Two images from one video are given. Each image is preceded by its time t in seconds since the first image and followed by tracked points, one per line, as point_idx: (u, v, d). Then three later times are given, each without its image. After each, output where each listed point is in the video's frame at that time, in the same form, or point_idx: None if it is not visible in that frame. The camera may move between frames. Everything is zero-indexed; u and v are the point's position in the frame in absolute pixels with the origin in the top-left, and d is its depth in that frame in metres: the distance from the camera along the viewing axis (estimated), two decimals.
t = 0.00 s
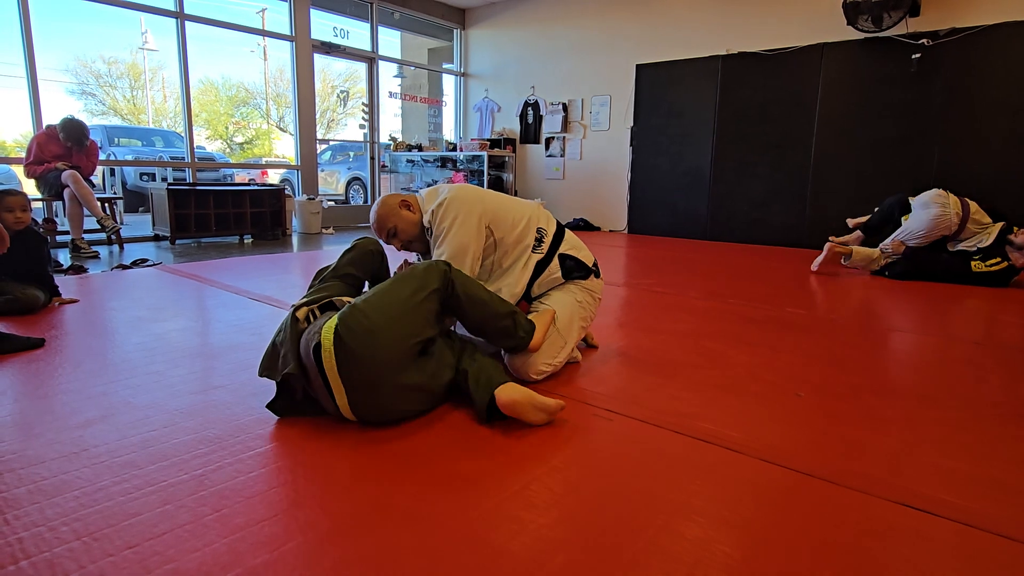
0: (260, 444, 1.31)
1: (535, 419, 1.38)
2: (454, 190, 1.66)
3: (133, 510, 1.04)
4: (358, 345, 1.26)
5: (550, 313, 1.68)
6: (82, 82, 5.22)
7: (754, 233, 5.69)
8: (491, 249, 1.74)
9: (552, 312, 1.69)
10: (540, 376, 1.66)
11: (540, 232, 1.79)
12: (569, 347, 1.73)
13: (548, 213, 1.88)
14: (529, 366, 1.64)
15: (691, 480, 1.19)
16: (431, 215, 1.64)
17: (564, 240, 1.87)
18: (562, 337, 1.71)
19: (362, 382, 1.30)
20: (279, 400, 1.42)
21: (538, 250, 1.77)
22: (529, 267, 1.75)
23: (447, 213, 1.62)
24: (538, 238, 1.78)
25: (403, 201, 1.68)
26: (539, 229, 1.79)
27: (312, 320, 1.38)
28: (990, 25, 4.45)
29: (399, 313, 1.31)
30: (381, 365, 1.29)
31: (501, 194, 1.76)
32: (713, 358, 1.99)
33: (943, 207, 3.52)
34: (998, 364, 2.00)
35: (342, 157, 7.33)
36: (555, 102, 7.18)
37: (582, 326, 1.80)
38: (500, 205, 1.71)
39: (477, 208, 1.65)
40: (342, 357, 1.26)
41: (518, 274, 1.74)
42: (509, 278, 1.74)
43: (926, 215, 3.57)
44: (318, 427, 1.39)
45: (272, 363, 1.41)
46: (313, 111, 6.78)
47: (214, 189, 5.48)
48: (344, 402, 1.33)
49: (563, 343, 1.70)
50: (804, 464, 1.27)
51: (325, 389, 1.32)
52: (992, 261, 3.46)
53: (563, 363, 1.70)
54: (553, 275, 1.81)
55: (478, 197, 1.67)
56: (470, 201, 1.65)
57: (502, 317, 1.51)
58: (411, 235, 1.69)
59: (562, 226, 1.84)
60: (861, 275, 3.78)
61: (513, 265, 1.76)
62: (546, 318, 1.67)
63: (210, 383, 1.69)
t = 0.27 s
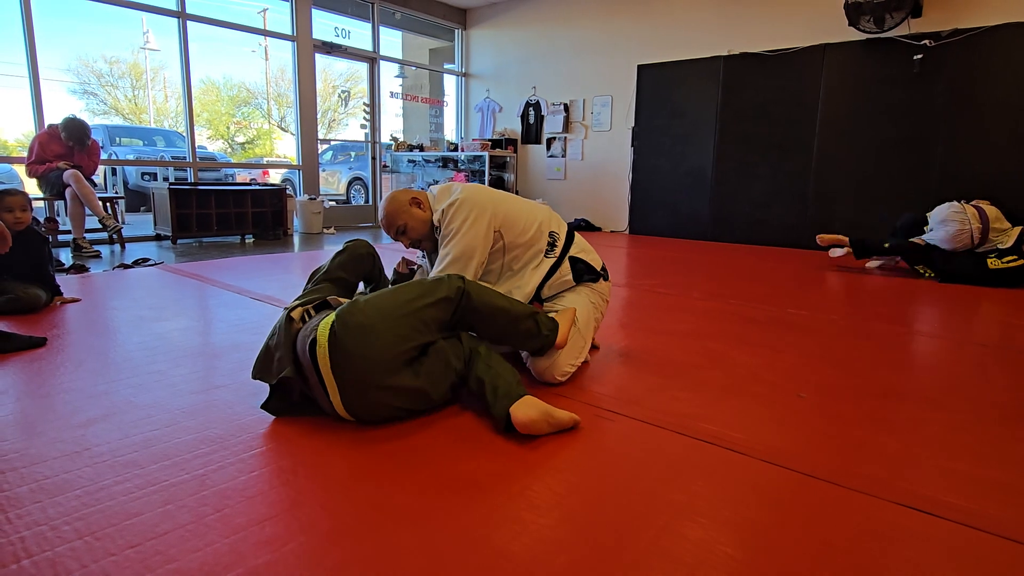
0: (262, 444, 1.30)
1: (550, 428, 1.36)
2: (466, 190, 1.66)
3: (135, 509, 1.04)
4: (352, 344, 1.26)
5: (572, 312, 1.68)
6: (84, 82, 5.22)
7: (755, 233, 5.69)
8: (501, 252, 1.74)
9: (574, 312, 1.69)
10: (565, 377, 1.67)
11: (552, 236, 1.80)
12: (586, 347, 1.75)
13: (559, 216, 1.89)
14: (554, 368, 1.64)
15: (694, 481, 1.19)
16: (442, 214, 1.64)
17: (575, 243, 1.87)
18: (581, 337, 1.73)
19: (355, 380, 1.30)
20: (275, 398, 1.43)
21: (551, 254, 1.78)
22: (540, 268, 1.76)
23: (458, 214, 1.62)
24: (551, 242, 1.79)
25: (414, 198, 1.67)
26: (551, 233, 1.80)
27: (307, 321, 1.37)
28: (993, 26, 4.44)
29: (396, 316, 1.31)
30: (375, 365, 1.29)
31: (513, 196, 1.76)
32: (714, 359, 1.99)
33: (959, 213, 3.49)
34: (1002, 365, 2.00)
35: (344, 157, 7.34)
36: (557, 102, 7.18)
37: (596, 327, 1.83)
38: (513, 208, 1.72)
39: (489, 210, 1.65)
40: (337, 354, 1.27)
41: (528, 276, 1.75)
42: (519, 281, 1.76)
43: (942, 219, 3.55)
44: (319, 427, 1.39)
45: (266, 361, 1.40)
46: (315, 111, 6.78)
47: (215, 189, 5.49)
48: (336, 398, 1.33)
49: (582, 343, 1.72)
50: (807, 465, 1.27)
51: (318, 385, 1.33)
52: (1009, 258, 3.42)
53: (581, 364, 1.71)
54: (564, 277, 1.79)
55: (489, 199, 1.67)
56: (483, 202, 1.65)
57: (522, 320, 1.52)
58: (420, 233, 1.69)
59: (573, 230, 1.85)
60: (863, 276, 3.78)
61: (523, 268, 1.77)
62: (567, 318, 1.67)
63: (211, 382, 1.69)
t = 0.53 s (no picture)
0: (264, 443, 1.31)
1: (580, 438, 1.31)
2: (465, 189, 1.66)
3: (138, 509, 1.05)
4: (358, 340, 1.28)
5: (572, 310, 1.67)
6: (86, 82, 5.23)
7: (757, 234, 5.68)
8: (499, 253, 1.75)
9: (574, 311, 1.67)
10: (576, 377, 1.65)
11: (554, 238, 1.80)
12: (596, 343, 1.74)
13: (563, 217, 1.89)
14: (568, 369, 1.63)
15: (694, 481, 1.19)
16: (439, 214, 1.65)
17: (576, 245, 1.87)
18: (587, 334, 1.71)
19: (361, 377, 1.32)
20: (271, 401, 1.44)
21: (551, 257, 1.78)
22: (540, 271, 1.77)
23: (453, 214, 1.62)
24: (551, 245, 1.79)
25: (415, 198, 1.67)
26: (553, 236, 1.81)
27: (305, 322, 1.37)
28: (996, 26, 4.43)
29: (400, 311, 1.33)
30: (381, 361, 1.31)
31: (514, 198, 1.77)
32: (716, 359, 1.99)
33: (968, 215, 3.52)
34: (1004, 366, 2.00)
35: (345, 158, 7.34)
36: (558, 103, 7.19)
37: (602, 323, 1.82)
38: (513, 210, 1.72)
39: (487, 211, 1.66)
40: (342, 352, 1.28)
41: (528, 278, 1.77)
42: (517, 283, 1.78)
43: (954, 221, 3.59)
44: (321, 427, 1.40)
45: (254, 366, 1.37)
46: (316, 111, 6.79)
47: (217, 189, 5.50)
48: (343, 395, 1.35)
49: (590, 341, 1.70)
50: (808, 466, 1.27)
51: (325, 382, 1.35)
52: None
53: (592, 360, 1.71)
54: (565, 279, 1.79)
55: (487, 199, 1.67)
56: (481, 204, 1.65)
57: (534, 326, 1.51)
58: (419, 235, 1.69)
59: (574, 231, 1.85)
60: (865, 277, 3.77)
61: (522, 270, 1.78)
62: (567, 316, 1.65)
63: (213, 382, 1.69)
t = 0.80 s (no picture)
0: (267, 443, 1.31)
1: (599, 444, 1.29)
2: (448, 182, 1.71)
3: (143, 508, 1.05)
4: (384, 334, 1.28)
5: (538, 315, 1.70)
6: (90, 82, 5.25)
7: (760, 234, 5.68)
8: (481, 244, 1.77)
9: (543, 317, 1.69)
10: (567, 373, 1.65)
11: (537, 231, 1.82)
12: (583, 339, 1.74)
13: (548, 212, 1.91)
14: (552, 366, 1.64)
15: (697, 481, 1.19)
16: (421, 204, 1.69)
17: (562, 239, 1.87)
18: (566, 327, 1.71)
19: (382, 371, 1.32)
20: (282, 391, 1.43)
21: (531, 249, 1.79)
22: (522, 262, 1.77)
23: (433, 202, 1.66)
24: (533, 237, 1.80)
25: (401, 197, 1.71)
26: (537, 229, 1.82)
27: (330, 314, 1.37)
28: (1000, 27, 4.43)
29: (422, 307, 1.34)
30: (403, 356, 1.32)
31: (500, 194, 1.80)
32: (717, 359, 1.99)
33: (971, 216, 3.57)
34: (1007, 367, 1.99)
35: (348, 158, 7.36)
36: (561, 103, 7.19)
37: (591, 320, 1.82)
38: (494, 203, 1.75)
39: (466, 202, 1.68)
40: (369, 345, 1.28)
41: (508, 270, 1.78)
42: (500, 276, 1.78)
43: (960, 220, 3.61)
44: (324, 426, 1.40)
45: (271, 353, 1.36)
46: (319, 112, 6.80)
47: (221, 189, 5.51)
48: (359, 389, 1.35)
49: (575, 336, 1.71)
50: (810, 467, 1.27)
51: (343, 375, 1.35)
52: None
53: (581, 356, 1.71)
54: (548, 275, 1.81)
55: (469, 191, 1.71)
56: (461, 195, 1.68)
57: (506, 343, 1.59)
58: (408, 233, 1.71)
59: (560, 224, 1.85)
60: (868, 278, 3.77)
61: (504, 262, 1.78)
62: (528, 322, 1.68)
63: (216, 382, 1.70)
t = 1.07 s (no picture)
0: (270, 442, 1.31)
1: (591, 437, 1.27)
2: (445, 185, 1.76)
3: (146, 507, 1.05)
4: (399, 318, 1.39)
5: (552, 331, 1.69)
6: (95, 83, 5.27)
7: (763, 235, 5.66)
8: (478, 242, 1.77)
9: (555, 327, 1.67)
10: (594, 374, 1.66)
11: (536, 229, 1.81)
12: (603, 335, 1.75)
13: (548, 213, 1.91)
14: (582, 369, 1.64)
15: (700, 482, 1.19)
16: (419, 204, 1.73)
17: (563, 237, 1.87)
18: (584, 328, 1.72)
19: (395, 356, 1.39)
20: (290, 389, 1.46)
21: (531, 245, 1.79)
22: (519, 259, 1.78)
23: (428, 201, 1.71)
24: (533, 235, 1.80)
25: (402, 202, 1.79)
26: (536, 228, 1.82)
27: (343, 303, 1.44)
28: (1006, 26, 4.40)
29: (437, 307, 1.46)
30: (417, 342, 1.40)
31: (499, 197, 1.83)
32: (720, 360, 1.99)
33: (984, 213, 3.52)
34: (1012, 368, 1.98)
35: (351, 158, 7.36)
36: (564, 103, 7.18)
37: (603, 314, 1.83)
38: (491, 201, 1.77)
39: (462, 198, 1.72)
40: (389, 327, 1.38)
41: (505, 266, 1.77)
42: (499, 274, 1.78)
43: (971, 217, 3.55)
44: (327, 425, 1.40)
45: (285, 343, 1.37)
46: (323, 112, 6.81)
47: (225, 189, 5.52)
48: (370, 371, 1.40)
49: (595, 335, 1.71)
50: (814, 468, 1.26)
51: (356, 358, 1.40)
52: None
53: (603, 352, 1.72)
54: (551, 273, 1.79)
55: (465, 191, 1.75)
56: (456, 192, 1.72)
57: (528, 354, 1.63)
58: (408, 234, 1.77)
59: (560, 222, 1.85)
60: (872, 279, 3.75)
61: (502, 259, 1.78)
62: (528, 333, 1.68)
63: (220, 382, 1.70)
